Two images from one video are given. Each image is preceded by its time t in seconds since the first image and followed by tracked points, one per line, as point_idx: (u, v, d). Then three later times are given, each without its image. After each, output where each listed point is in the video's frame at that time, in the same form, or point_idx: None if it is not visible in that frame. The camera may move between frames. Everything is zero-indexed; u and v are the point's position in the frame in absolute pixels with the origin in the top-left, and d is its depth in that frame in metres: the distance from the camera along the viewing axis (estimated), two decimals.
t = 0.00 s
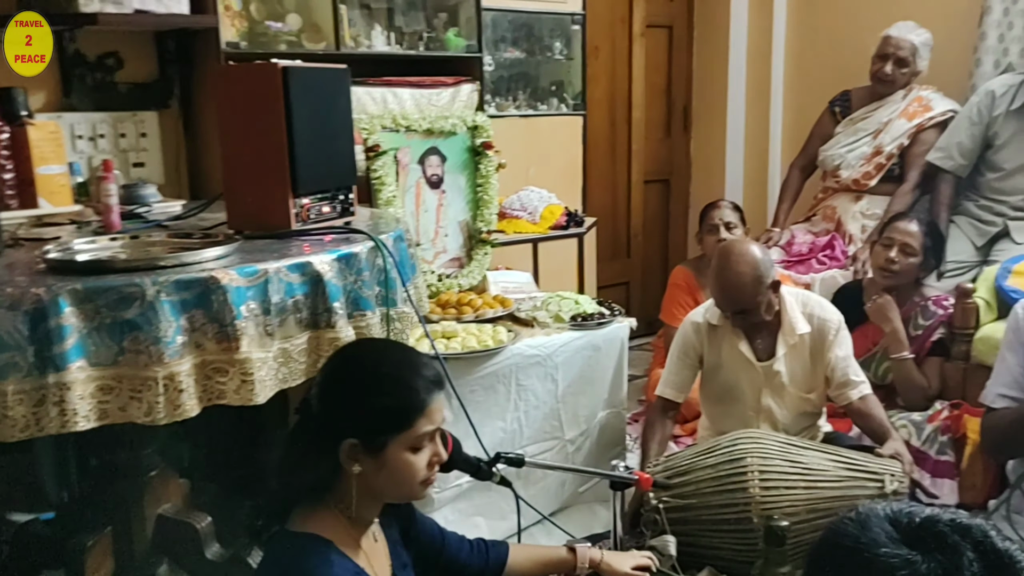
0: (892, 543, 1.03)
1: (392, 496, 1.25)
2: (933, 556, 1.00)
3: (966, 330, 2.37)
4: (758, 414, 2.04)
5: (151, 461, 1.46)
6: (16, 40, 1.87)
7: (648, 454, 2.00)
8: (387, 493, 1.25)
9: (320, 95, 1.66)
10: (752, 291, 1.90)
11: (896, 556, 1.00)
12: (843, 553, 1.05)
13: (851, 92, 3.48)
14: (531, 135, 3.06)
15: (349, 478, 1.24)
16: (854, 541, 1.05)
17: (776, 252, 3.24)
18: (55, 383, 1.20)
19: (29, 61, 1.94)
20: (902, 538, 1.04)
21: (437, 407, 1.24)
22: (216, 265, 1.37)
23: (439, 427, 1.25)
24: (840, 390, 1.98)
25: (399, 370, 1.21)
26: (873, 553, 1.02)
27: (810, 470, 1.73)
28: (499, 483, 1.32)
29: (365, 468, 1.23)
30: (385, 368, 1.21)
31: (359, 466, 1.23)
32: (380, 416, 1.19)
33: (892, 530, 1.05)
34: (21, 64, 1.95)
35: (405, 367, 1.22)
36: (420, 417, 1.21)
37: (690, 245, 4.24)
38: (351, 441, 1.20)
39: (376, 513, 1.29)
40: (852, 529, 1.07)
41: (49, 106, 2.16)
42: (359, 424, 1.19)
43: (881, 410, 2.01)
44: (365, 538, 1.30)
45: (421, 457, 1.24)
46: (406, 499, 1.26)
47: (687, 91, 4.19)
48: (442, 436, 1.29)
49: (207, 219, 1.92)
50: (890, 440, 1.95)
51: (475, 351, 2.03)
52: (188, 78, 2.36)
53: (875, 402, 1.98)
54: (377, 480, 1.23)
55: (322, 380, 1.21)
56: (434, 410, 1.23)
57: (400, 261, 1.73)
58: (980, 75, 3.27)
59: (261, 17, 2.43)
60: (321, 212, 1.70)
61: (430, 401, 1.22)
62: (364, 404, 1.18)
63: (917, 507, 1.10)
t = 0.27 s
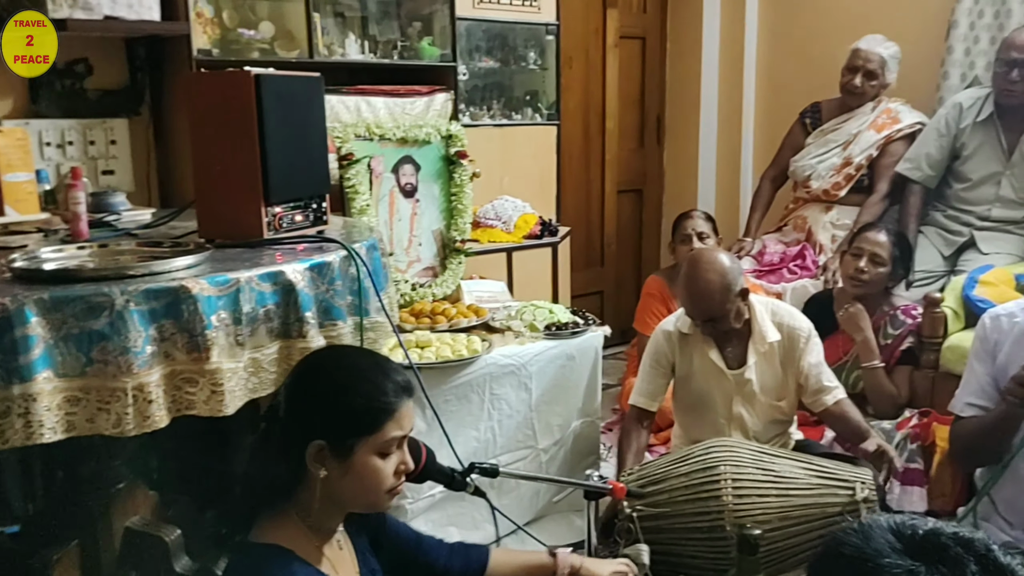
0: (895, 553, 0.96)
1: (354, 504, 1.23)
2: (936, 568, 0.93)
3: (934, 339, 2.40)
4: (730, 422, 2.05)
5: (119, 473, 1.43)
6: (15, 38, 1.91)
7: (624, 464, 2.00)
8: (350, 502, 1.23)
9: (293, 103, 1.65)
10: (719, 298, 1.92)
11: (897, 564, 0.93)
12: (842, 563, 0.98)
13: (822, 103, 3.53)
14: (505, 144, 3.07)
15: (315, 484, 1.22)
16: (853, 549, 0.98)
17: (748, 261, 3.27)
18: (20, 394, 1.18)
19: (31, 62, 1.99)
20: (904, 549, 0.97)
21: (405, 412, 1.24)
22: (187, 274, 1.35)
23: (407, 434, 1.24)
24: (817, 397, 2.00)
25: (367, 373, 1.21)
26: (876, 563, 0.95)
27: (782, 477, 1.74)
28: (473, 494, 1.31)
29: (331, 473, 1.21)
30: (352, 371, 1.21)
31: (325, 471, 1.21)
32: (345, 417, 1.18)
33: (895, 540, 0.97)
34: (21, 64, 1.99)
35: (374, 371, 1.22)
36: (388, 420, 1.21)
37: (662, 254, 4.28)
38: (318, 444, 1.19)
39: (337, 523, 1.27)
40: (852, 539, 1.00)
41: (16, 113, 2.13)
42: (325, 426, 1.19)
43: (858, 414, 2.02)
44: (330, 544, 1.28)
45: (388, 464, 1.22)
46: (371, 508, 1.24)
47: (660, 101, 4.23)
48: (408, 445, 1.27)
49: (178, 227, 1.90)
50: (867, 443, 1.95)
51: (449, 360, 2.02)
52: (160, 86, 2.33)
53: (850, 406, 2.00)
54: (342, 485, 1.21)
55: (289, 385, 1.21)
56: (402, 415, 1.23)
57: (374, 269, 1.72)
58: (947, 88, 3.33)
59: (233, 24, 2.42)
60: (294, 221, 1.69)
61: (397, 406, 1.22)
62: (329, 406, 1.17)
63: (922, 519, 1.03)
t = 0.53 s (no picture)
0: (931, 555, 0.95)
1: (334, 507, 1.23)
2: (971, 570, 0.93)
3: (908, 344, 2.44)
4: (706, 427, 2.06)
5: (92, 481, 1.40)
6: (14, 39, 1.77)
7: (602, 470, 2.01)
8: (332, 503, 1.23)
9: (270, 107, 1.63)
10: (694, 304, 1.93)
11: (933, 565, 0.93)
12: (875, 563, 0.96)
13: (797, 111, 3.57)
14: (483, 150, 3.07)
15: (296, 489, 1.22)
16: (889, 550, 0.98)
17: (725, 267, 3.29)
18: None
19: (31, 62, 1.83)
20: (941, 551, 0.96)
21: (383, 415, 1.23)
22: (162, 280, 1.33)
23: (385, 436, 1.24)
24: (782, 403, 2.01)
25: (344, 374, 1.20)
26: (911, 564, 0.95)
27: (759, 482, 1.75)
28: (451, 499, 1.31)
29: (312, 478, 1.21)
30: (329, 373, 1.20)
31: (306, 476, 1.20)
32: (322, 420, 1.18)
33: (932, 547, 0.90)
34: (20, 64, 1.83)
35: (351, 373, 1.21)
36: (366, 422, 1.20)
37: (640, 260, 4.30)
38: (298, 448, 1.18)
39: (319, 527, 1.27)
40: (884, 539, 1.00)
41: None
42: (303, 430, 1.18)
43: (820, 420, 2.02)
44: (309, 551, 1.29)
45: (368, 465, 1.22)
46: (351, 511, 1.24)
47: (638, 108, 4.25)
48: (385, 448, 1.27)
49: (153, 232, 1.88)
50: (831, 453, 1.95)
51: (427, 366, 2.01)
52: (134, 89, 2.31)
53: (817, 414, 2.01)
54: (323, 491, 1.21)
55: (264, 390, 1.20)
56: (380, 417, 1.22)
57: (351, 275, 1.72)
58: (920, 96, 3.37)
59: (209, 28, 2.40)
60: (270, 225, 1.67)
61: (376, 408, 1.21)
62: (306, 411, 1.16)
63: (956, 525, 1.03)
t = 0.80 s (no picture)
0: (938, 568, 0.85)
1: (302, 505, 1.21)
2: None
3: (882, 346, 2.46)
4: (686, 428, 2.07)
5: (65, 486, 1.40)
6: (14, 38, 1.74)
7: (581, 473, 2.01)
8: (299, 504, 1.21)
9: (245, 110, 1.62)
10: (671, 306, 1.93)
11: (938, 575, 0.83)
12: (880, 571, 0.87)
13: (772, 115, 3.60)
14: (461, 153, 3.07)
15: (258, 490, 1.19)
16: (896, 559, 0.87)
17: (701, 270, 3.31)
18: None
19: (31, 60, 1.80)
20: (948, 563, 0.86)
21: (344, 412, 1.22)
22: (136, 284, 1.32)
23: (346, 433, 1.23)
24: (761, 405, 2.02)
25: (303, 373, 1.19)
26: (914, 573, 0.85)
27: (737, 484, 1.76)
28: (430, 504, 1.30)
29: (275, 478, 1.19)
30: (286, 373, 1.18)
31: (268, 476, 1.18)
32: (281, 420, 1.16)
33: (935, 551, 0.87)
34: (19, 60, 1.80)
35: (309, 371, 1.20)
36: (326, 421, 1.19)
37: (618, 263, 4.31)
38: (258, 451, 1.17)
39: (288, 526, 1.25)
40: (894, 550, 0.89)
41: None
42: (263, 431, 1.16)
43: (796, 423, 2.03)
44: (277, 551, 1.26)
45: (329, 463, 1.21)
46: (315, 508, 1.22)
47: (615, 111, 4.27)
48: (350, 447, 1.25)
49: (126, 235, 1.86)
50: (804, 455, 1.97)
51: (404, 370, 2.00)
52: (108, 92, 2.28)
53: (792, 418, 2.02)
54: (286, 490, 1.19)
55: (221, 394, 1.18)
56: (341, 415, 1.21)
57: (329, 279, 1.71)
58: (893, 100, 3.40)
59: (184, 29, 2.38)
60: (246, 229, 1.66)
61: (336, 405, 1.20)
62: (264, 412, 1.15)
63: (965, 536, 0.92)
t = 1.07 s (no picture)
0: (904, 565, 0.81)
1: (258, 508, 1.21)
2: None
3: (855, 345, 2.49)
4: (664, 428, 2.08)
5: (36, 496, 1.39)
6: (14, 38, 1.78)
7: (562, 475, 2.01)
8: (255, 506, 1.21)
9: (219, 113, 1.61)
10: (648, 307, 1.94)
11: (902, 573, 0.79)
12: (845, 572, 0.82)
13: (746, 116, 3.63)
14: (437, 155, 3.06)
15: (216, 494, 1.21)
16: (861, 558, 0.83)
17: (676, 271, 3.32)
18: None
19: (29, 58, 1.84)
20: (913, 560, 0.81)
21: (300, 415, 1.23)
22: (107, 289, 1.30)
23: (303, 436, 1.24)
24: (735, 405, 2.02)
25: (260, 378, 1.20)
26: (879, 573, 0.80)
27: (714, 483, 1.77)
28: (408, 508, 1.29)
29: (230, 482, 1.20)
30: (240, 378, 1.19)
31: (223, 480, 1.20)
32: (236, 426, 1.17)
33: (899, 548, 0.83)
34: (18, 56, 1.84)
35: (267, 374, 1.21)
36: (282, 426, 1.20)
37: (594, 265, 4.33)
38: (213, 456, 1.18)
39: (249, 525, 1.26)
40: (858, 548, 0.85)
41: None
42: (218, 438, 1.17)
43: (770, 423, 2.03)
44: (240, 549, 1.26)
45: (286, 466, 1.22)
46: (274, 510, 1.22)
47: (590, 113, 4.28)
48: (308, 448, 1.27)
49: (98, 239, 1.84)
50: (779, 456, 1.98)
51: (380, 374, 1.99)
52: (78, 95, 2.26)
53: (766, 416, 2.02)
54: (242, 493, 1.20)
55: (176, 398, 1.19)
56: (296, 419, 1.22)
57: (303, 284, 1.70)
58: (864, 102, 3.44)
59: (155, 31, 2.36)
60: (220, 233, 1.64)
61: (292, 409, 1.21)
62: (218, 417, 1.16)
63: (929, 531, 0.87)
